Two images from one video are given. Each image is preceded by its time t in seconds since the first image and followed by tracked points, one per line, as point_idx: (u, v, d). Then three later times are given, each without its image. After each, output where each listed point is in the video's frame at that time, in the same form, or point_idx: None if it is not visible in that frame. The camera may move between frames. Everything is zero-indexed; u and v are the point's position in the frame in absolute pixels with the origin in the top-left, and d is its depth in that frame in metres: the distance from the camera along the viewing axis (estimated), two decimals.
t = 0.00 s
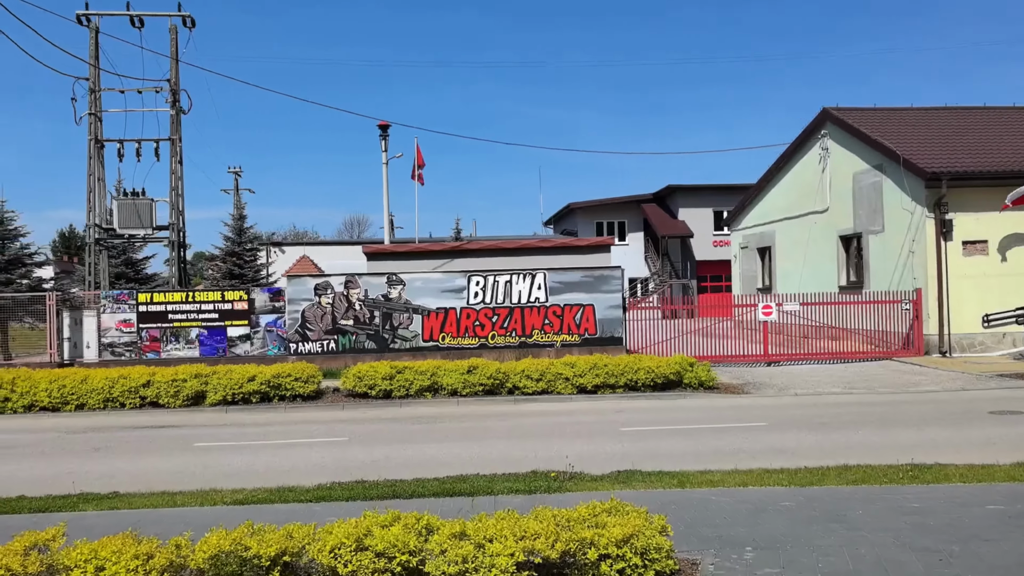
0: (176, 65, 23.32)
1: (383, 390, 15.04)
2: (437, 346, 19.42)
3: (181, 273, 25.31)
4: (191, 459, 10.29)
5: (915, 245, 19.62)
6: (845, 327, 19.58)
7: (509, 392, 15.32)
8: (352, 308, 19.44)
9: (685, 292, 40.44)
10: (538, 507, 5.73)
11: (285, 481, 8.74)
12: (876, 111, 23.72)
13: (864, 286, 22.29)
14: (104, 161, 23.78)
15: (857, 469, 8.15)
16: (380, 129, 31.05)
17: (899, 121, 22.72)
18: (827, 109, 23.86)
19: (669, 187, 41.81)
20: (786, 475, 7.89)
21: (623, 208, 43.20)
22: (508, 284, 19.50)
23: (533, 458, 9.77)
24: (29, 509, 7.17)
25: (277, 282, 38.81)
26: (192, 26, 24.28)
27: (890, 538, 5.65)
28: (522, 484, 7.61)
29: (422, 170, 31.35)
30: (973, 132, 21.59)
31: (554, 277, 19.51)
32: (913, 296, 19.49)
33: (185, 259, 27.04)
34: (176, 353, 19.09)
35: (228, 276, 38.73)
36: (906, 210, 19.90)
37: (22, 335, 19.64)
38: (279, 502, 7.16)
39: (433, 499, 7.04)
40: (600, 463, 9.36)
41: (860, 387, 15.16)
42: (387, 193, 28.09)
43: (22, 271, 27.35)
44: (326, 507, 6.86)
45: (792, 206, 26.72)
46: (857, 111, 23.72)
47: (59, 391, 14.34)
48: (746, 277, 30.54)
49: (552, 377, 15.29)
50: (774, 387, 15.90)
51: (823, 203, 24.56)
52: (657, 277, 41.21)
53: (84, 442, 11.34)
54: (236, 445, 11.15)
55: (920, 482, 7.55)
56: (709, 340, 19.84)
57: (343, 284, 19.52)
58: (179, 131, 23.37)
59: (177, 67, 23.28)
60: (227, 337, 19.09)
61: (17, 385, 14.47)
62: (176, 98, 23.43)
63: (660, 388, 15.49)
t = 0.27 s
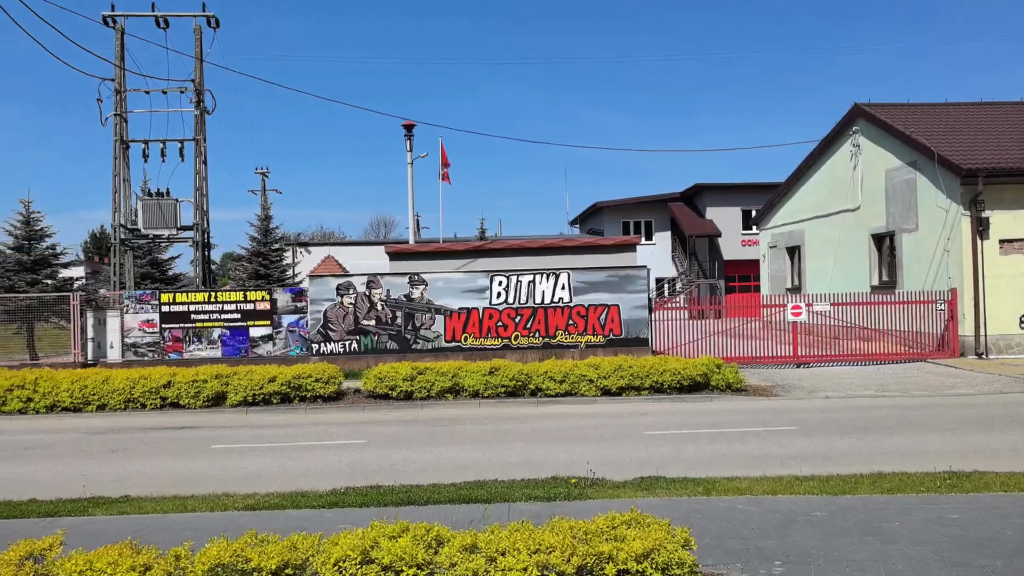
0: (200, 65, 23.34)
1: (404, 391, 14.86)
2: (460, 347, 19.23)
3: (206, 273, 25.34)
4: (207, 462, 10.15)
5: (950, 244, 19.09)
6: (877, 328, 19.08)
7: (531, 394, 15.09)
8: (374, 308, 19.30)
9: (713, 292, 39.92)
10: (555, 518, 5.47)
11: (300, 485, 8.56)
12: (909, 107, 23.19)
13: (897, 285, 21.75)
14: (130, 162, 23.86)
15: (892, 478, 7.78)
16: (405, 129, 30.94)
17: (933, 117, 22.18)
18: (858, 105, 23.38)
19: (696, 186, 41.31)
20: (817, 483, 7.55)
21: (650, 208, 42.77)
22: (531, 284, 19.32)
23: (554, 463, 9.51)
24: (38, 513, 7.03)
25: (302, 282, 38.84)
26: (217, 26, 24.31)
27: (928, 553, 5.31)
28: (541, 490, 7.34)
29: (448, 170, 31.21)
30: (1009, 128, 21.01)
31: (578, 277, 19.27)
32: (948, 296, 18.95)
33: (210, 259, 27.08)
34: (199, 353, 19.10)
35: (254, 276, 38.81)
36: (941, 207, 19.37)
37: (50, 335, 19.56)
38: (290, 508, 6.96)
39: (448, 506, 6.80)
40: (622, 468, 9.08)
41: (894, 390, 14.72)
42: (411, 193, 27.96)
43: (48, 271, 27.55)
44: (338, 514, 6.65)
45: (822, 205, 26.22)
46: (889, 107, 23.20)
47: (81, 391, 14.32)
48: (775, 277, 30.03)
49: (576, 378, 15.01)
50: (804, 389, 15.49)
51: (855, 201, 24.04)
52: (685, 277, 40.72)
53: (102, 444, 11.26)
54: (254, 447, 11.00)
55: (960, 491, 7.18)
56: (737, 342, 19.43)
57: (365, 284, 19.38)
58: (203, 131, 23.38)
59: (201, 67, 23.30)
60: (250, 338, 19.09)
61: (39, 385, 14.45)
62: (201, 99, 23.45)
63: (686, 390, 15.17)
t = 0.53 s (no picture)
0: (224, 65, 23.40)
1: (424, 391, 14.71)
2: (482, 347, 19.08)
3: (230, 273, 25.39)
4: (224, 462, 10.05)
5: (984, 242, 18.61)
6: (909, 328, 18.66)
7: (554, 395, 14.88)
8: (396, 308, 19.21)
9: (740, 292, 39.42)
10: (571, 526, 5.26)
11: (315, 488, 8.40)
12: (942, 102, 22.70)
13: (930, 285, 21.26)
14: (155, 162, 23.97)
15: (925, 484, 7.47)
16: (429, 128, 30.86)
17: (966, 113, 21.68)
18: (889, 101, 22.92)
19: (723, 184, 40.85)
20: (847, 489, 7.26)
21: (676, 207, 42.36)
22: (554, 284, 19.14)
23: (576, 466, 9.29)
24: (49, 514, 6.93)
25: (327, 282, 38.91)
26: (241, 26, 24.34)
27: (967, 564, 5.02)
28: (560, 494, 7.12)
29: (472, 169, 31.08)
30: None
31: (602, 277, 19.07)
32: (982, 296, 18.48)
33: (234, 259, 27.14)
34: (222, 353, 19.13)
35: (279, 276, 38.99)
36: (975, 205, 18.89)
37: (75, 335, 19.59)
38: (302, 512, 6.79)
39: (465, 510, 6.60)
40: (644, 471, 8.84)
41: (926, 392, 14.31)
42: (435, 192, 27.85)
43: (74, 271, 27.78)
44: (351, 518, 6.48)
45: (852, 203, 25.74)
46: (921, 103, 22.71)
47: (103, 390, 14.33)
48: (803, 277, 29.57)
49: (600, 380, 14.76)
50: (833, 391, 15.14)
51: (886, 199, 23.57)
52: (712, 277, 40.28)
53: (121, 444, 11.20)
54: (272, 448, 10.90)
55: (998, 498, 6.86)
56: (765, 342, 19.04)
57: (387, 283, 19.29)
58: (227, 131, 23.42)
59: (225, 67, 23.35)
60: (272, 337, 19.09)
61: (61, 384, 14.46)
62: (225, 99, 23.50)
63: (712, 392, 14.86)
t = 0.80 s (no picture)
0: (241, 66, 23.42)
1: (439, 393, 14.59)
2: (498, 347, 18.97)
3: (247, 273, 25.43)
4: (236, 464, 9.97)
5: (1009, 242, 18.28)
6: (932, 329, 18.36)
7: (570, 397, 14.71)
8: (411, 309, 19.14)
9: (760, 292, 39.05)
10: (584, 533, 5.11)
11: (326, 490, 8.29)
12: (966, 100, 22.35)
13: (953, 285, 20.93)
14: (172, 162, 24.03)
15: (951, 490, 7.25)
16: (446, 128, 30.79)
17: (990, 110, 21.33)
18: (911, 98, 22.60)
19: (743, 184, 40.51)
20: (871, 495, 7.05)
21: (695, 207, 42.05)
22: (571, 284, 19.01)
23: (591, 469, 9.12)
24: (56, 516, 6.85)
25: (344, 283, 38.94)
26: (258, 27, 24.37)
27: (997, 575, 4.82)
28: (575, 499, 6.96)
29: (489, 169, 30.97)
30: None
31: (619, 277, 18.93)
32: (1007, 296, 18.15)
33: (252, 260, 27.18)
34: (238, 354, 19.13)
35: (296, 277, 39.09)
36: (1000, 204, 18.55)
37: (93, 335, 19.64)
38: (312, 515, 6.67)
39: (476, 515, 6.46)
40: (661, 475, 8.66)
41: (951, 395, 14.03)
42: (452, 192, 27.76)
43: (91, 271, 28.13)
44: (359, 522, 6.35)
45: (874, 202, 25.41)
46: (944, 101, 22.37)
47: (118, 391, 14.34)
48: (824, 277, 29.24)
49: (616, 381, 14.60)
50: (855, 393, 14.88)
51: (908, 198, 23.24)
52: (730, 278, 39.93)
53: (135, 445, 11.16)
54: (285, 449, 10.81)
55: None
56: (785, 344, 18.81)
57: (402, 284, 19.22)
58: (244, 131, 23.44)
59: (242, 67, 23.37)
60: (288, 338, 19.06)
61: (77, 384, 14.46)
62: (242, 99, 23.53)
63: (731, 394, 14.66)
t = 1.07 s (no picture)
0: (257, 67, 23.48)
1: (453, 395, 14.54)
2: (513, 349, 18.91)
3: (263, 275, 25.51)
4: (249, 466, 9.96)
5: None
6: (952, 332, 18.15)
7: (585, 399, 14.62)
8: (426, 310, 19.14)
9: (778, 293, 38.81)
10: (595, 539, 5.04)
11: (338, 493, 8.25)
12: (987, 99, 22.07)
13: (974, 287, 20.68)
14: (189, 164, 24.13)
15: (972, 496, 7.11)
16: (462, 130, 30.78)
17: (1012, 110, 21.06)
18: (931, 98, 22.34)
19: (760, 185, 40.25)
20: (890, 501, 6.93)
21: (712, 207, 41.80)
22: (586, 286, 18.94)
23: (606, 473, 9.03)
24: (67, 518, 6.84)
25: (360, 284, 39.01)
26: (274, 29, 24.41)
27: None
28: (588, 504, 6.88)
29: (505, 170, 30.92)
30: None
31: (635, 279, 18.85)
32: None
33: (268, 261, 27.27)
34: (253, 355, 19.18)
35: (312, 278, 39.21)
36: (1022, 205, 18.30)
37: (110, 336, 19.71)
38: (323, 518, 6.63)
39: (488, 519, 6.39)
40: (676, 479, 8.56)
41: (972, 398, 13.84)
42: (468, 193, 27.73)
43: (109, 273, 28.19)
44: (370, 526, 6.30)
45: (893, 203, 25.15)
46: (965, 100, 22.11)
47: (134, 392, 14.41)
48: (842, 279, 28.99)
49: (632, 383, 14.50)
50: (874, 396, 14.70)
51: (928, 199, 22.98)
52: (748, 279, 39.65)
53: (149, 446, 11.18)
54: (299, 451, 10.79)
55: None
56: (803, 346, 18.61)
57: (417, 285, 19.22)
58: (260, 133, 23.50)
59: (258, 69, 23.44)
60: (303, 339, 19.09)
61: (93, 386, 14.51)
62: (258, 101, 23.60)
63: (748, 397, 14.52)
